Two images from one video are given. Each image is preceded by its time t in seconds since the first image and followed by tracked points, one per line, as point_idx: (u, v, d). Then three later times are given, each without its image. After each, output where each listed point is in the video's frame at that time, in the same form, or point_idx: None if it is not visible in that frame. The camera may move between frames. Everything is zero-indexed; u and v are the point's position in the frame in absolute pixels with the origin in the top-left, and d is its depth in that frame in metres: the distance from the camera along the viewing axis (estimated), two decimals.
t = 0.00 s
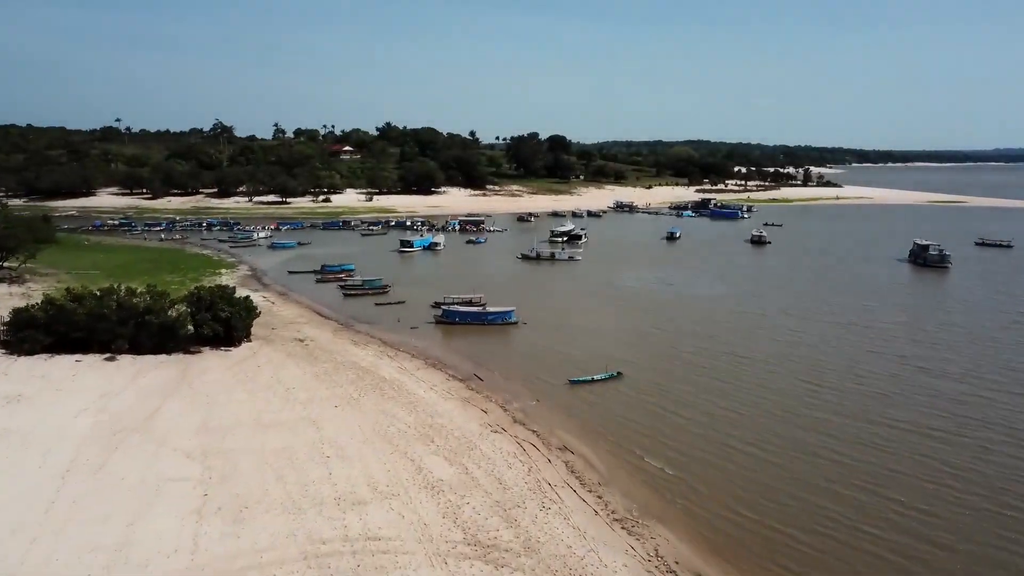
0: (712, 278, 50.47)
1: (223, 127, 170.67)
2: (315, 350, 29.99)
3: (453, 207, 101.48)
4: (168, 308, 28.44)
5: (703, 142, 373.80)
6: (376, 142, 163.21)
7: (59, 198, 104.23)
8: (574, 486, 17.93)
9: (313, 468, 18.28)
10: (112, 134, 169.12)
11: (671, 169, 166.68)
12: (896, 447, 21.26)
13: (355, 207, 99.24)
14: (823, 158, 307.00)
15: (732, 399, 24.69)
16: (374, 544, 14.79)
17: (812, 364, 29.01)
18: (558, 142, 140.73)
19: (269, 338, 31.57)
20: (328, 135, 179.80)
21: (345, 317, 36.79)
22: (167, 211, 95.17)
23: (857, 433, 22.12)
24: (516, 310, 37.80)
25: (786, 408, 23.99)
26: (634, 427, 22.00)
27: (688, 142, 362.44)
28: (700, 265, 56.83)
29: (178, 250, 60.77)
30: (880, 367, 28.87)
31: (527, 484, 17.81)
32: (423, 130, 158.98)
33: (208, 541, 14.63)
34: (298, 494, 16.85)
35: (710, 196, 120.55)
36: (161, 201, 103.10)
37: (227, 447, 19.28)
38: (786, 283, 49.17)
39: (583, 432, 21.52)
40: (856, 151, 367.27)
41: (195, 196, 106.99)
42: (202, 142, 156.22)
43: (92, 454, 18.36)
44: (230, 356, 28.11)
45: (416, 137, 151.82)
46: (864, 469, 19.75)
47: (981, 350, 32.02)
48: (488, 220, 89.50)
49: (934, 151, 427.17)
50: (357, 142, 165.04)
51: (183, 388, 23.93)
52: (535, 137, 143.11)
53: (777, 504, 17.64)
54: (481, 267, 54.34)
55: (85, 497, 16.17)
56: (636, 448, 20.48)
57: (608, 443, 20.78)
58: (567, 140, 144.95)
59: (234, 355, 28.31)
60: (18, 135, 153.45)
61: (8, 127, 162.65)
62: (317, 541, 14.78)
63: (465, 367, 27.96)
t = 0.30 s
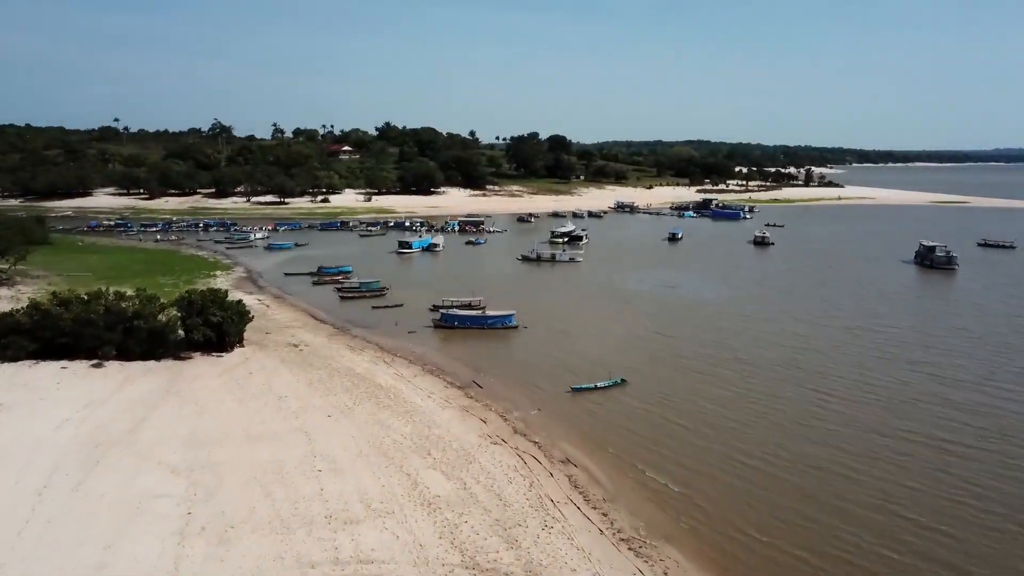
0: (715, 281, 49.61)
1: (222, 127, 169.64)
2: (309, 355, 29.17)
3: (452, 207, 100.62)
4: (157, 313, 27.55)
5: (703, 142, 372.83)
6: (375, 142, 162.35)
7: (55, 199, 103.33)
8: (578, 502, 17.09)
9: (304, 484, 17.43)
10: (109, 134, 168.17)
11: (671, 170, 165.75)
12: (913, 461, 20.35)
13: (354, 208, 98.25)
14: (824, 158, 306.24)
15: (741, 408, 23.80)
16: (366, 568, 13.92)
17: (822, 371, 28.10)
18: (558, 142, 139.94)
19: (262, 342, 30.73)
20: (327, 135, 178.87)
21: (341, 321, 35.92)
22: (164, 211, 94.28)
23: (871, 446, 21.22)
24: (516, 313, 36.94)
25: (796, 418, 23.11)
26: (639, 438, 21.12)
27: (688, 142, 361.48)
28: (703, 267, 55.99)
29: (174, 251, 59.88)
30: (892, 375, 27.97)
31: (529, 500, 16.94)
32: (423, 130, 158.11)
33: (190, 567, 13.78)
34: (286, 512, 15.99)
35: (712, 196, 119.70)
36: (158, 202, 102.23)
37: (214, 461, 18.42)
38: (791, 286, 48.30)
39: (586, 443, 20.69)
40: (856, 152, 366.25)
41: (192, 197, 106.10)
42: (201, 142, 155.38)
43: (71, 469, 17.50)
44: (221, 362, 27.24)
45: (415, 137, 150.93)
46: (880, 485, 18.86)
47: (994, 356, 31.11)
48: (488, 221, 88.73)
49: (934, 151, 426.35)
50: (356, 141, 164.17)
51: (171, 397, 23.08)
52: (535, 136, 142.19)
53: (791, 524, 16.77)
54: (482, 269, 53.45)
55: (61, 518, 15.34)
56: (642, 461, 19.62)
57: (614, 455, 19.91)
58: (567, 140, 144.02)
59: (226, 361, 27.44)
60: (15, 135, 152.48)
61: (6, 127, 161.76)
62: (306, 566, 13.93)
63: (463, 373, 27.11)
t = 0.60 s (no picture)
0: (719, 283, 48.75)
1: (220, 127, 168.69)
2: (303, 361, 28.28)
3: (452, 208, 99.73)
4: (145, 318, 26.66)
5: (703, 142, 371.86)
6: (374, 142, 161.39)
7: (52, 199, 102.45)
8: (582, 521, 16.22)
9: (293, 501, 16.56)
10: (107, 134, 167.35)
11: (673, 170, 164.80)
12: (930, 476, 19.46)
13: (352, 209, 97.35)
14: (825, 158, 305.42)
15: (750, 418, 22.93)
16: None
17: (832, 379, 27.22)
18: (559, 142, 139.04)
19: (255, 348, 29.86)
20: (326, 135, 178.03)
21: (337, 326, 35.04)
22: (161, 212, 93.41)
23: (886, 460, 20.31)
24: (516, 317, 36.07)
25: (808, 430, 22.22)
26: (645, 451, 20.27)
27: (688, 142, 360.66)
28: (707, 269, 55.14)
29: (169, 252, 58.99)
30: (905, 383, 27.07)
31: (530, 519, 16.09)
32: (423, 130, 157.22)
33: None
34: (273, 533, 15.13)
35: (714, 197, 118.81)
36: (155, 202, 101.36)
37: (199, 477, 17.54)
38: (796, 289, 47.46)
39: (590, 456, 19.82)
40: (857, 151, 365.23)
41: (190, 197, 105.24)
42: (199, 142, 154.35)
43: (49, 487, 16.61)
44: (211, 369, 26.35)
45: (415, 137, 149.97)
46: (897, 503, 17.96)
47: (1009, 362, 30.20)
48: (488, 221, 87.87)
49: (935, 151, 425.41)
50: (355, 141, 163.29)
51: (158, 407, 22.18)
52: (535, 136, 141.31)
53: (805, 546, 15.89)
54: (481, 270, 52.58)
55: (33, 540, 14.45)
56: (648, 476, 18.75)
57: (618, 469, 19.05)
58: (568, 139, 143.10)
59: (217, 368, 26.57)
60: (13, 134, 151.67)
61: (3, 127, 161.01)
62: None
63: (462, 381, 26.22)
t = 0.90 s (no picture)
0: (725, 286, 47.91)
1: (219, 127, 167.77)
2: (296, 368, 27.41)
3: (452, 208, 98.86)
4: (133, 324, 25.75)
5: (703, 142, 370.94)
6: (373, 142, 160.44)
7: (48, 200, 101.67)
8: (586, 543, 15.35)
9: (281, 521, 15.67)
10: (105, 134, 166.57)
11: (674, 170, 163.88)
12: (949, 493, 18.59)
13: (351, 209, 96.46)
14: (826, 157, 304.31)
15: (760, 430, 22.07)
16: None
17: (842, 387, 26.34)
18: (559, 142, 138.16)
19: (248, 353, 28.97)
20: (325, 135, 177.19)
21: (334, 330, 34.17)
22: (158, 212, 92.57)
23: (902, 476, 19.45)
24: (517, 321, 35.20)
25: (819, 442, 21.37)
26: (651, 465, 19.42)
27: (688, 143, 359.92)
28: (709, 271, 54.32)
29: (163, 254, 58.08)
30: (918, 392, 26.16)
31: (532, 540, 15.23)
32: (422, 130, 156.37)
33: None
34: (259, 556, 14.28)
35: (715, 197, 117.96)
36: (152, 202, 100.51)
37: (183, 494, 16.66)
38: (801, 291, 46.63)
39: (594, 470, 18.95)
40: (857, 152, 364.24)
41: (187, 198, 104.36)
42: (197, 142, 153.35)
43: (22, 506, 15.74)
44: (201, 377, 25.45)
45: (415, 137, 148.98)
46: (915, 524, 17.07)
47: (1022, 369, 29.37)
48: (488, 222, 87.02)
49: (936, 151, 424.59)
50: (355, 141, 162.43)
51: (143, 418, 21.29)
52: (535, 136, 140.43)
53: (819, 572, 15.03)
54: (481, 272, 51.73)
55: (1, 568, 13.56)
56: (654, 493, 17.88)
57: (623, 486, 18.18)
58: (568, 139, 142.27)
59: (207, 375, 25.67)
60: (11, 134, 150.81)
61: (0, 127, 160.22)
62: None
63: (460, 388, 25.35)
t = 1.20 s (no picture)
0: (728, 289, 47.06)
1: (217, 127, 166.92)
2: (289, 375, 26.54)
3: (451, 209, 97.99)
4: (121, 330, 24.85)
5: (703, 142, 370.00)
6: (372, 142, 159.56)
7: (45, 201, 100.86)
8: (591, 568, 14.49)
9: (268, 542, 14.82)
10: (103, 134, 165.78)
11: (674, 171, 162.99)
12: (969, 511, 17.72)
13: (349, 210, 95.59)
14: (826, 158, 303.42)
15: (770, 442, 21.21)
16: None
17: (852, 396, 25.50)
18: (559, 142, 137.35)
19: (240, 360, 28.10)
20: (324, 135, 176.33)
21: (329, 335, 33.30)
22: (154, 213, 91.73)
23: (920, 493, 18.57)
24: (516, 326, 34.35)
25: (832, 455, 20.52)
26: (658, 480, 18.55)
27: (688, 143, 359.03)
28: (712, 273, 53.48)
29: (158, 256, 57.23)
30: (931, 401, 25.29)
31: (533, 564, 14.40)
32: (421, 130, 155.52)
33: None
34: None
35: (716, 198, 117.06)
36: (148, 203, 99.67)
37: (166, 513, 15.80)
38: (806, 294, 45.82)
39: (598, 486, 18.10)
40: (858, 152, 363.34)
41: (184, 198, 103.52)
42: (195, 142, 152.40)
43: None
44: (190, 385, 24.56)
45: (414, 137, 148.08)
46: (933, 545, 16.21)
47: None
48: (487, 223, 86.17)
49: (936, 152, 423.67)
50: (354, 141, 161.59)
51: (128, 429, 20.40)
52: (535, 136, 139.58)
53: None
54: (481, 274, 50.89)
55: None
56: (661, 511, 17.03)
57: (629, 503, 17.33)
58: (568, 140, 141.41)
59: (197, 383, 24.83)
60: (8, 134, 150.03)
61: None
62: None
63: (457, 397, 24.50)
